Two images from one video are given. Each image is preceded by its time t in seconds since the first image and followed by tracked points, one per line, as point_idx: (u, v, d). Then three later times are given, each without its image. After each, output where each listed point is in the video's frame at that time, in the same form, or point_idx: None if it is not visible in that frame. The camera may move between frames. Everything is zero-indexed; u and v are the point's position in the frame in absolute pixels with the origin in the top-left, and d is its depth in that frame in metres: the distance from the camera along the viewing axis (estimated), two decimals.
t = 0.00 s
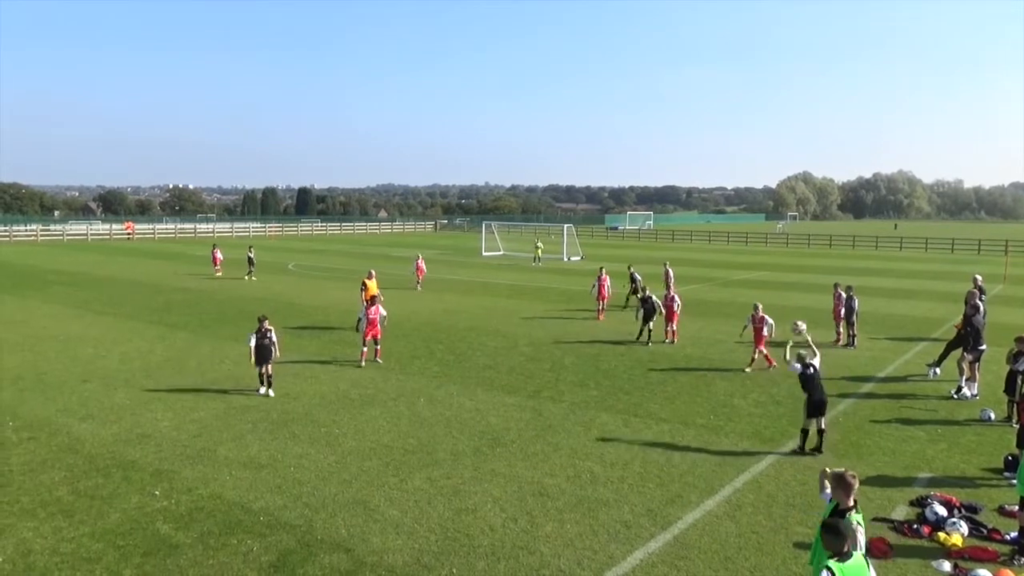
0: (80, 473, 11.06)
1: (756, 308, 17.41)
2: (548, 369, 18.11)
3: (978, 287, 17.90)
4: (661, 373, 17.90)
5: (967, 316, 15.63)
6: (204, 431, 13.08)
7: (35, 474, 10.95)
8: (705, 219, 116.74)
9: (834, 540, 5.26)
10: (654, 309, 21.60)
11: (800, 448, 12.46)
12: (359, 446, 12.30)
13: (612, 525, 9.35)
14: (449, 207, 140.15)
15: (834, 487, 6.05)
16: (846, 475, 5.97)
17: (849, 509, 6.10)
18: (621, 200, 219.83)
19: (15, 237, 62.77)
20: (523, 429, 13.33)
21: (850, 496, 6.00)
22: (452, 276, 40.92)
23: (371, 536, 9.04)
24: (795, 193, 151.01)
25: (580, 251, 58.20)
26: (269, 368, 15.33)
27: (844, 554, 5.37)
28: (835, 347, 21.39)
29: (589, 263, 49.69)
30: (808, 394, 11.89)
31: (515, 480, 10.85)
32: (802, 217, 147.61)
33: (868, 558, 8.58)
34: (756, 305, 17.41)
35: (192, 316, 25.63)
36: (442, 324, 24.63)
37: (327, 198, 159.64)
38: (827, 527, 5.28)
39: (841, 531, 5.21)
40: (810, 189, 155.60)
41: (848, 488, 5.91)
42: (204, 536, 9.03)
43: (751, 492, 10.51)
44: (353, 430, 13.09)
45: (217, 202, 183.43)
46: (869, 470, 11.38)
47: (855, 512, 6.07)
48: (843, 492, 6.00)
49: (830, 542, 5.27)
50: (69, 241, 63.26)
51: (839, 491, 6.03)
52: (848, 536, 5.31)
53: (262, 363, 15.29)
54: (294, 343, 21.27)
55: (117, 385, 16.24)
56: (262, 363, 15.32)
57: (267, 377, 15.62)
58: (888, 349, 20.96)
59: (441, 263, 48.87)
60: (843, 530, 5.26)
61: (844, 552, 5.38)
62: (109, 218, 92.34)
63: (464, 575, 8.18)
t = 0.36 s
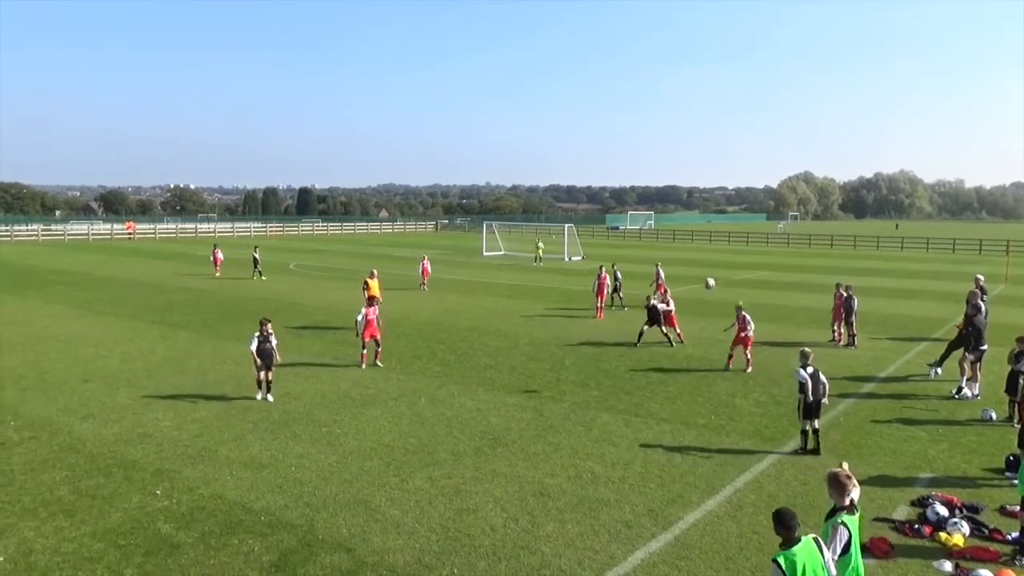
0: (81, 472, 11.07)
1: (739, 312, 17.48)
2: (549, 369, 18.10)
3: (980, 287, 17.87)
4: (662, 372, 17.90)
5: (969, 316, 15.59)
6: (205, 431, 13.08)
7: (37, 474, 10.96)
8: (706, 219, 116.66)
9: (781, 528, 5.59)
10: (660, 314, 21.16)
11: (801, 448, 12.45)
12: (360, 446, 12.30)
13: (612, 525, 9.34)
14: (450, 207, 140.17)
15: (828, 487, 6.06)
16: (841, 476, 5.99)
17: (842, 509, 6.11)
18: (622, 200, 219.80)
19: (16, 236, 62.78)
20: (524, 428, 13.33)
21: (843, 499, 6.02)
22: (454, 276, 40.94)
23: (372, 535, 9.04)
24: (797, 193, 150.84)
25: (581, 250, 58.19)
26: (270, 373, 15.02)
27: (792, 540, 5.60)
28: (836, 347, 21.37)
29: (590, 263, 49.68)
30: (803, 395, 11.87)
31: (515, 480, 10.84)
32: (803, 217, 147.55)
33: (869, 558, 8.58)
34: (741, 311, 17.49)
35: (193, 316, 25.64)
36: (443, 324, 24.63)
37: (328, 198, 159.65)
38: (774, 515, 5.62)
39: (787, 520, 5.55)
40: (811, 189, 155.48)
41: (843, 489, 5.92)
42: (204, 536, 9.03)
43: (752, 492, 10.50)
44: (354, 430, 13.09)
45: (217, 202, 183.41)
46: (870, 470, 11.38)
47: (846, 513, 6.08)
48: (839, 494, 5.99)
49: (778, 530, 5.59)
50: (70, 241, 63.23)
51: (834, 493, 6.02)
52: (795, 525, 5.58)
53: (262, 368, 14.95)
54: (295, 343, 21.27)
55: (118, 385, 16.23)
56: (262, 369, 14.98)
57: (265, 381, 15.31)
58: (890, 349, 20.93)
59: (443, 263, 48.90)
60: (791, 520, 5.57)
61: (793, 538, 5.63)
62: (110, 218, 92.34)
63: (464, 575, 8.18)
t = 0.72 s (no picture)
0: (83, 473, 11.08)
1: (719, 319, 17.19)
2: (550, 369, 18.12)
3: (982, 287, 17.86)
4: (663, 372, 17.94)
5: (970, 316, 15.57)
6: (207, 431, 13.09)
7: (38, 474, 10.97)
8: (707, 219, 116.78)
9: (780, 518, 5.64)
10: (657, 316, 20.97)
11: (803, 448, 12.45)
12: (361, 446, 12.31)
13: (614, 526, 9.34)
14: (451, 207, 140.37)
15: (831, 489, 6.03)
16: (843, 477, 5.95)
17: (846, 513, 6.07)
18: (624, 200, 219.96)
19: (19, 237, 62.98)
20: (525, 428, 13.33)
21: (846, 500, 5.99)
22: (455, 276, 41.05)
23: (373, 536, 9.04)
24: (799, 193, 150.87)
25: (582, 250, 58.28)
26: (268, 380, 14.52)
27: (789, 531, 5.65)
28: (838, 347, 21.38)
29: (591, 263, 49.77)
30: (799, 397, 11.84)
31: (516, 481, 10.84)
32: (805, 217, 147.66)
33: (870, 559, 8.57)
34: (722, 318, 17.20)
35: (195, 316, 25.71)
36: (444, 325, 24.69)
37: (329, 198, 159.90)
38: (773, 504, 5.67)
39: (786, 509, 5.59)
40: (812, 189, 155.43)
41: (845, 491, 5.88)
42: (206, 536, 9.03)
43: (754, 492, 10.50)
44: (355, 431, 13.11)
45: (218, 203, 183.73)
46: (871, 471, 11.38)
47: (851, 518, 6.05)
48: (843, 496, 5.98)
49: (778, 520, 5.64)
50: (71, 241, 63.36)
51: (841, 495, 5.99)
52: (794, 517, 5.62)
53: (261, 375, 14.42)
54: (297, 343, 21.32)
55: (120, 385, 16.26)
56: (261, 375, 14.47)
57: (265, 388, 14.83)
58: (891, 350, 20.94)
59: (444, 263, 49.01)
60: (790, 510, 5.61)
61: (790, 530, 5.69)
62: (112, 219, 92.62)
63: None
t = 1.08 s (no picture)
0: (84, 473, 11.09)
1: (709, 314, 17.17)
2: (551, 369, 18.14)
3: (982, 287, 17.87)
4: (664, 373, 17.95)
5: (971, 316, 15.56)
6: (208, 431, 13.10)
7: (40, 475, 10.98)
8: (708, 219, 116.93)
9: (774, 512, 5.65)
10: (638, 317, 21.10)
11: (804, 448, 12.45)
12: (362, 446, 12.33)
13: (615, 526, 9.34)
14: (452, 207, 140.49)
15: (833, 488, 6.01)
16: (845, 478, 5.90)
17: (848, 512, 6.07)
18: (625, 201, 220.09)
19: (21, 236, 63.16)
20: (526, 429, 13.34)
21: (849, 500, 5.96)
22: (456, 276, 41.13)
23: (374, 536, 9.05)
24: (800, 193, 151.03)
25: (583, 250, 58.39)
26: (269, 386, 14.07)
27: (781, 524, 5.68)
28: (838, 347, 21.40)
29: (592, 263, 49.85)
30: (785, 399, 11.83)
31: (517, 481, 10.85)
32: (806, 217, 147.71)
33: (872, 559, 8.56)
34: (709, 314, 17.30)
35: (196, 316, 25.76)
36: (446, 325, 24.74)
37: (331, 199, 160.08)
38: (769, 498, 5.66)
39: (782, 504, 5.58)
40: (813, 190, 155.47)
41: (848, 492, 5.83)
42: (207, 536, 9.04)
43: (754, 492, 10.50)
44: (356, 431, 13.11)
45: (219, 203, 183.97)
46: (873, 471, 11.38)
47: (855, 517, 6.03)
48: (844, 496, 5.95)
49: (771, 514, 5.65)
50: (73, 241, 63.45)
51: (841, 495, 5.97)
52: (789, 512, 5.61)
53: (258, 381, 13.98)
54: (298, 343, 21.36)
55: (121, 385, 16.28)
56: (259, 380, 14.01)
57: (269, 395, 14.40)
58: (891, 350, 20.96)
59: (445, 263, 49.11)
60: (786, 505, 5.60)
61: (781, 524, 5.74)
62: (114, 219, 92.87)
63: None
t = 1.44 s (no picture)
0: (86, 473, 11.09)
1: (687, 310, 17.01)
2: (552, 369, 18.15)
3: (983, 286, 17.86)
4: (664, 373, 17.97)
5: (972, 316, 15.55)
6: (209, 432, 13.10)
7: (41, 475, 10.99)
8: (708, 219, 117.01)
9: (758, 512, 5.64)
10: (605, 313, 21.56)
11: (804, 448, 12.45)
12: (363, 446, 12.34)
13: (616, 527, 9.34)
14: (453, 207, 140.66)
15: (835, 488, 6.02)
16: (847, 478, 5.89)
17: (852, 512, 6.04)
18: (625, 201, 220.20)
19: (22, 236, 63.27)
20: (527, 429, 13.34)
21: (849, 499, 5.94)
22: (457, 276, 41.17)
23: (375, 536, 9.05)
24: (800, 193, 151.15)
25: (584, 251, 58.46)
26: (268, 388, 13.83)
27: (765, 523, 5.67)
28: (839, 347, 21.38)
29: (593, 263, 49.91)
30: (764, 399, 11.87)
31: (518, 481, 10.85)
32: (807, 217, 147.72)
33: (872, 559, 8.57)
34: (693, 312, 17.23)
35: (197, 316, 25.80)
36: (447, 325, 24.76)
37: (331, 199, 160.19)
38: (752, 497, 5.65)
39: (765, 503, 5.57)
40: (814, 190, 155.40)
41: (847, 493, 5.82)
42: (208, 537, 9.04)
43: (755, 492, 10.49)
44: (357, 431, 13.12)
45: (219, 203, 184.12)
46: (873, 471, 11.37)
47: (856, 518, 6.01)
48: (845, 495, 5.93)
49: (755, 513, 5.65)
50: (74, 241, 63.43)
51: (840, 494, 5.95)
52: (772, 512, 5.59)
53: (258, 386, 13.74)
54: (299, 343, 21.38)
55: (122, 385, 16.30)
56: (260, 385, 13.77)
57: (272, 397, 14.26)
58: (892, 350, 20.96)
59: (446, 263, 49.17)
60: (769, 504, 5.58)
61: (764, 524, 5.73)
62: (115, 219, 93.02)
63: None
